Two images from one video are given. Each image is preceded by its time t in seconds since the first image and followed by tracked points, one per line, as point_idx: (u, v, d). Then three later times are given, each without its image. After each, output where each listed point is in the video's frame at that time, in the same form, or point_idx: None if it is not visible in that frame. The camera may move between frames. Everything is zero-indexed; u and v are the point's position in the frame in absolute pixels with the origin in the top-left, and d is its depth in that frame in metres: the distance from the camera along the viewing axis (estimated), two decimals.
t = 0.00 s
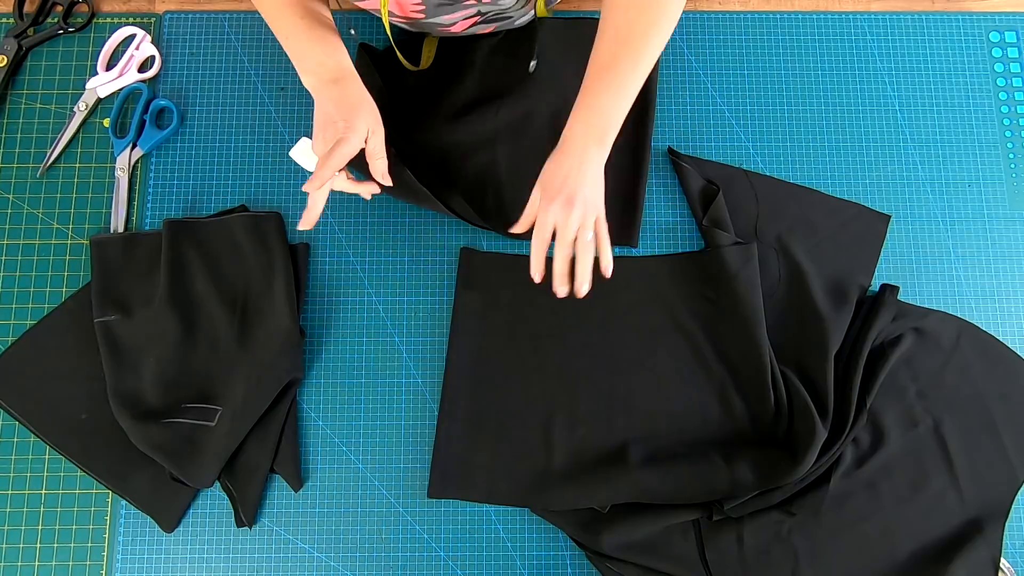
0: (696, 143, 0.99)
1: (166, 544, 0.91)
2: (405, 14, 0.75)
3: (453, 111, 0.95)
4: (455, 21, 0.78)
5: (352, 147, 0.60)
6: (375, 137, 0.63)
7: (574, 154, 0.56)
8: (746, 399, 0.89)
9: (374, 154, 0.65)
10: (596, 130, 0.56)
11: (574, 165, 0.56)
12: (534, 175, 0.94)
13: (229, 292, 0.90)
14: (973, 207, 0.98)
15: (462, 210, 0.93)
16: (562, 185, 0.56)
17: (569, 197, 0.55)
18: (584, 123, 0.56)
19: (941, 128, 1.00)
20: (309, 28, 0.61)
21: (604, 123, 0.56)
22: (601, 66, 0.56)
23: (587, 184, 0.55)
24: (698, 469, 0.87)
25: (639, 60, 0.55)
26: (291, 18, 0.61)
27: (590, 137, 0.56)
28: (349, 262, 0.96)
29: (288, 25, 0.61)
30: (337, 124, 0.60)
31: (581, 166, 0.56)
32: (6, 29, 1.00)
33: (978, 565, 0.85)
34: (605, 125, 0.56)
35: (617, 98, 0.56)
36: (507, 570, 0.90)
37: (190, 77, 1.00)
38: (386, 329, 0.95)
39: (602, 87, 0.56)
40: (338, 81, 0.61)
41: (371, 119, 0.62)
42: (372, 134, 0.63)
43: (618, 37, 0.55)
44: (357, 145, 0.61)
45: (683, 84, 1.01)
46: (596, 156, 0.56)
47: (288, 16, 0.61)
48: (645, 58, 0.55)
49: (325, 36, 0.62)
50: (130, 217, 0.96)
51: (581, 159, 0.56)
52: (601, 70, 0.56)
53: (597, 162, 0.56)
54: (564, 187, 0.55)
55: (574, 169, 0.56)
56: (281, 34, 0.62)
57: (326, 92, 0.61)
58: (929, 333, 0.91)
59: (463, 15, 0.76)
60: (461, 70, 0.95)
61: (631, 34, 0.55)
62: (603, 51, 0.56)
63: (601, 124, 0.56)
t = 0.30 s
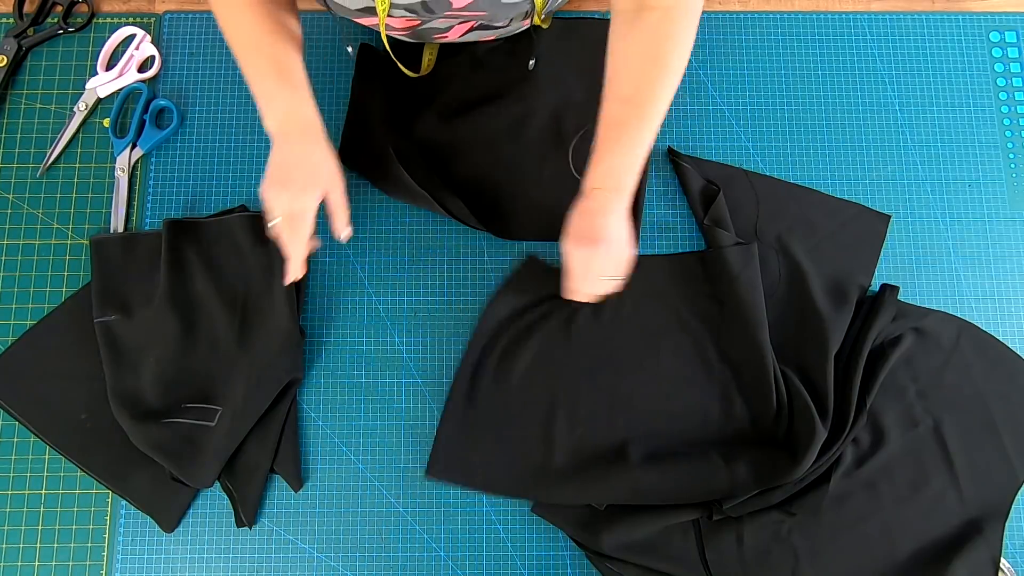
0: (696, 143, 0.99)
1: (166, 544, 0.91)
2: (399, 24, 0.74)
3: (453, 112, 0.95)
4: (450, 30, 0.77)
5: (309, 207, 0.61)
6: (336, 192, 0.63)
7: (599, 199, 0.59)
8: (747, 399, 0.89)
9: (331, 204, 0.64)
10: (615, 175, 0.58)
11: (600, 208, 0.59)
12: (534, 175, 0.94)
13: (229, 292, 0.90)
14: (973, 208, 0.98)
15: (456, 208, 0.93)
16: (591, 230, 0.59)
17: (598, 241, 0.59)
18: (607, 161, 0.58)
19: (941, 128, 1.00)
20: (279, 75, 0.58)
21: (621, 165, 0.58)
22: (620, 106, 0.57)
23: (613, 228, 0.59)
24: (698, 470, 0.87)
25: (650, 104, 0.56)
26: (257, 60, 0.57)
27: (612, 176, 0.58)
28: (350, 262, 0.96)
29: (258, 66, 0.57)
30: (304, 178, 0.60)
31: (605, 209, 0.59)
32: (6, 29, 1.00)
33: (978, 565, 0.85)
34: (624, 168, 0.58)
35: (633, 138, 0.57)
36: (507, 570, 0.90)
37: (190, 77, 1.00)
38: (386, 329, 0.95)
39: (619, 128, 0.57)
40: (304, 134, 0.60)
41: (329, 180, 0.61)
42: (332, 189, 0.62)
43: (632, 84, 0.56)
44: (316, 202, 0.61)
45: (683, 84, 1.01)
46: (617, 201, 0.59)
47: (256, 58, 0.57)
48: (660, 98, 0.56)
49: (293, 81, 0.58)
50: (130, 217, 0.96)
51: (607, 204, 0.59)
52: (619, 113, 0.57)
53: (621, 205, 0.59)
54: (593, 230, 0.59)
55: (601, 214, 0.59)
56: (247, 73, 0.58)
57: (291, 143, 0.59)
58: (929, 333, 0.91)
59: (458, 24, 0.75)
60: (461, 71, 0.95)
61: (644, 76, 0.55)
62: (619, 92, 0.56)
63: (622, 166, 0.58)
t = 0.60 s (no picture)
0: (696, 142, 0.99)
1: (165, 544, 0.91)
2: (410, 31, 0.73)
3: (453, 112, 0.95)
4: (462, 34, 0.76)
5: (261, 302, 0.77)
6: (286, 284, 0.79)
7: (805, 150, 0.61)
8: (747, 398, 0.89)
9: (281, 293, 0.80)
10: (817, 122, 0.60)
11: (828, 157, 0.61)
12: (534, 175, 0.94)
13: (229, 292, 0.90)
14: (973, 207, 0.98)
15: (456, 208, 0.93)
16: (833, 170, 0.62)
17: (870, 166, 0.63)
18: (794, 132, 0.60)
19: (941, 128, 1.00)
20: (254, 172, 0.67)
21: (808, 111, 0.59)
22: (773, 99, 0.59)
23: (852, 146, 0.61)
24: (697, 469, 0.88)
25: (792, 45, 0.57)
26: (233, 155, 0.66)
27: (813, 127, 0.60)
28: (350, 262, 0.96)
29: (234, 161, 0.66)
30: (257, 281, 0.75)
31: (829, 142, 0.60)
32: (6, 29, 1.00)
33: (978, 565, 0.85)
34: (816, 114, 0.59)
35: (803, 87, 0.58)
36: (507, 570, 0.90)
37: (190, 77, 1.00)
38: (386, 329, 0.95)
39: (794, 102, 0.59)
40: (269, 236, 0.73)
41: (280, 281, 0.77)
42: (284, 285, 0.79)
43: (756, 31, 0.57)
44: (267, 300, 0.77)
45: (683, 84, 1.01)
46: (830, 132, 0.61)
47: (231, 150, 0.66)
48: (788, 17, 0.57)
49: (263, 176, 0.68)
50: (130, 217, 0.97)
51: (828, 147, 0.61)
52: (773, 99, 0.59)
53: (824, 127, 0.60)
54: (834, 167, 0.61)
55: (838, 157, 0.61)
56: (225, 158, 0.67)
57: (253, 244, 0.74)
58: (930, 333, 0.91)
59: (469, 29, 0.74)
60: (461, 72, 0.95)
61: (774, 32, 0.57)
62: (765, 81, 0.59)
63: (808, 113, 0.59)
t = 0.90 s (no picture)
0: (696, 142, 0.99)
1: (166, 544, 0.91)
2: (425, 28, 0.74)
3: (453, 111, 0.95)
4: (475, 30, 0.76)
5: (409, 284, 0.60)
6: (433, 260, 0.61)
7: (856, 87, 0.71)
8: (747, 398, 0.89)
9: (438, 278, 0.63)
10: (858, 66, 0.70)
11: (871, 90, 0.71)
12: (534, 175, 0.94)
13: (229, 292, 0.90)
14: (973, 208, 0.98)
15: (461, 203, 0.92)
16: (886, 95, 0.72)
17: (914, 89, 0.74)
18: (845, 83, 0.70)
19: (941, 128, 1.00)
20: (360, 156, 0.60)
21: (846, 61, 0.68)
22: (812, 63, 0.69)
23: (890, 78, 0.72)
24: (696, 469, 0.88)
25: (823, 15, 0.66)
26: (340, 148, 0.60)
27: (849, 70, 0.70)
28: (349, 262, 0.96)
29: (334, 155, 0.60)
30: (402, 261, 0.60)
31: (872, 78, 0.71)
32: (6, 29, 1.00)
33: (978, 565, 0.85)
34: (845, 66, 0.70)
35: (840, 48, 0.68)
36: (507, 570, 0.90)
37: (190, 77, 1.00)
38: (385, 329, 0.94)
39: (829, 61, 0.69)
40: (394, 207, 0.60)
41: (422, 262, 0.60)
42: (437, 256, 0.61)
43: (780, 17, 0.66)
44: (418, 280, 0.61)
45: (683, 84, 1.01)
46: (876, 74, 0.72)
47: (331, 142, 0.60)
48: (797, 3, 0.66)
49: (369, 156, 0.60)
50: (130, 218, 0.97)
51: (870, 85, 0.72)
52: (805, 60, 0.69)
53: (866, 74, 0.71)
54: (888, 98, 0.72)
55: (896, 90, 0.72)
56: (329, 160, 0.61)
57: (382, 228, 0.60)
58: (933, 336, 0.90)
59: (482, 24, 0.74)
60: (461, 71, 0.95)
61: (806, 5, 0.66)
62: (805, 50, 0.68)
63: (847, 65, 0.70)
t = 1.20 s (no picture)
0: (696, 142, 0.99)
1: (166, 544, 0.91)
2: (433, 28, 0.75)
3: (453, 111, 0.95)
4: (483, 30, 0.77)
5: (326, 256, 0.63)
6: (341, 217, 0.62)
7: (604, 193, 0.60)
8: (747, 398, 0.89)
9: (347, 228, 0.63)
10: (596, 92, 0.62)
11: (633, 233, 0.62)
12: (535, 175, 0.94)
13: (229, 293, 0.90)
14: (973, 207, 0.98)
15: (447, 210, 0.91)
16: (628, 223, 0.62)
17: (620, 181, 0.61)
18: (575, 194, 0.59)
19: (941, 127, 1.00)
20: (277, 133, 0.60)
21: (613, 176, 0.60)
22: (605, 100, 0.62)
23: (614, 143, 0.61)
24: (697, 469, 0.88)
25: (648, 72, 0.61)
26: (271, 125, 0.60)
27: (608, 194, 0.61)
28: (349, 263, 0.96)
29: (258, 128, 0.61)
30: (322, 234, 0.62)
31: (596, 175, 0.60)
32: (6, 29, 1.00)
33: (978, 565, 0.85)
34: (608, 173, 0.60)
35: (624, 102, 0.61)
36: (507, 570, 0.90)
37: (190, 77, 1.00)
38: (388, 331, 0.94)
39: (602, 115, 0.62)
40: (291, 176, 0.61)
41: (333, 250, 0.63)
42: (340, 217, 0.62)
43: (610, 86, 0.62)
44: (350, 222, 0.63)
45: (683, 84, 1.01)
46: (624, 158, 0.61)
47: (256, 117, 0.61)
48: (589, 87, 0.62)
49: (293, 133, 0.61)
50: (130, 218, 0.97)
51: (588, 176, 0.60)
52: (606, 106, 0.62)
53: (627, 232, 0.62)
54: (592, 203, 0.60)
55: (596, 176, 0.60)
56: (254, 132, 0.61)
57: (300, 208, 0.61)
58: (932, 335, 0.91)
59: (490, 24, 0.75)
60: (461, 72, 0.95)
61: (637, 62, 0.62)
62: (604, 90, 0.62)
63: (620, 113, 0.61)
